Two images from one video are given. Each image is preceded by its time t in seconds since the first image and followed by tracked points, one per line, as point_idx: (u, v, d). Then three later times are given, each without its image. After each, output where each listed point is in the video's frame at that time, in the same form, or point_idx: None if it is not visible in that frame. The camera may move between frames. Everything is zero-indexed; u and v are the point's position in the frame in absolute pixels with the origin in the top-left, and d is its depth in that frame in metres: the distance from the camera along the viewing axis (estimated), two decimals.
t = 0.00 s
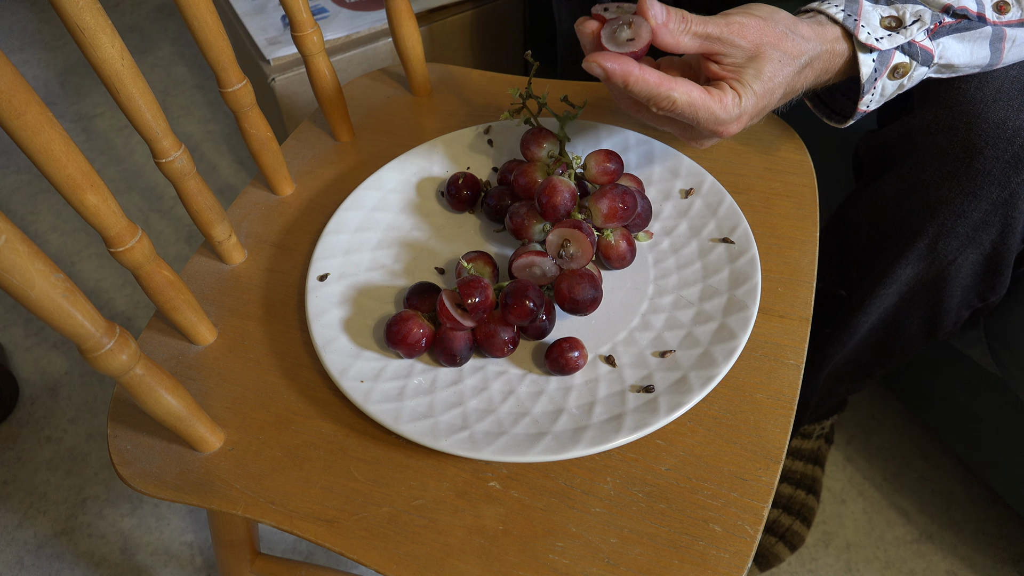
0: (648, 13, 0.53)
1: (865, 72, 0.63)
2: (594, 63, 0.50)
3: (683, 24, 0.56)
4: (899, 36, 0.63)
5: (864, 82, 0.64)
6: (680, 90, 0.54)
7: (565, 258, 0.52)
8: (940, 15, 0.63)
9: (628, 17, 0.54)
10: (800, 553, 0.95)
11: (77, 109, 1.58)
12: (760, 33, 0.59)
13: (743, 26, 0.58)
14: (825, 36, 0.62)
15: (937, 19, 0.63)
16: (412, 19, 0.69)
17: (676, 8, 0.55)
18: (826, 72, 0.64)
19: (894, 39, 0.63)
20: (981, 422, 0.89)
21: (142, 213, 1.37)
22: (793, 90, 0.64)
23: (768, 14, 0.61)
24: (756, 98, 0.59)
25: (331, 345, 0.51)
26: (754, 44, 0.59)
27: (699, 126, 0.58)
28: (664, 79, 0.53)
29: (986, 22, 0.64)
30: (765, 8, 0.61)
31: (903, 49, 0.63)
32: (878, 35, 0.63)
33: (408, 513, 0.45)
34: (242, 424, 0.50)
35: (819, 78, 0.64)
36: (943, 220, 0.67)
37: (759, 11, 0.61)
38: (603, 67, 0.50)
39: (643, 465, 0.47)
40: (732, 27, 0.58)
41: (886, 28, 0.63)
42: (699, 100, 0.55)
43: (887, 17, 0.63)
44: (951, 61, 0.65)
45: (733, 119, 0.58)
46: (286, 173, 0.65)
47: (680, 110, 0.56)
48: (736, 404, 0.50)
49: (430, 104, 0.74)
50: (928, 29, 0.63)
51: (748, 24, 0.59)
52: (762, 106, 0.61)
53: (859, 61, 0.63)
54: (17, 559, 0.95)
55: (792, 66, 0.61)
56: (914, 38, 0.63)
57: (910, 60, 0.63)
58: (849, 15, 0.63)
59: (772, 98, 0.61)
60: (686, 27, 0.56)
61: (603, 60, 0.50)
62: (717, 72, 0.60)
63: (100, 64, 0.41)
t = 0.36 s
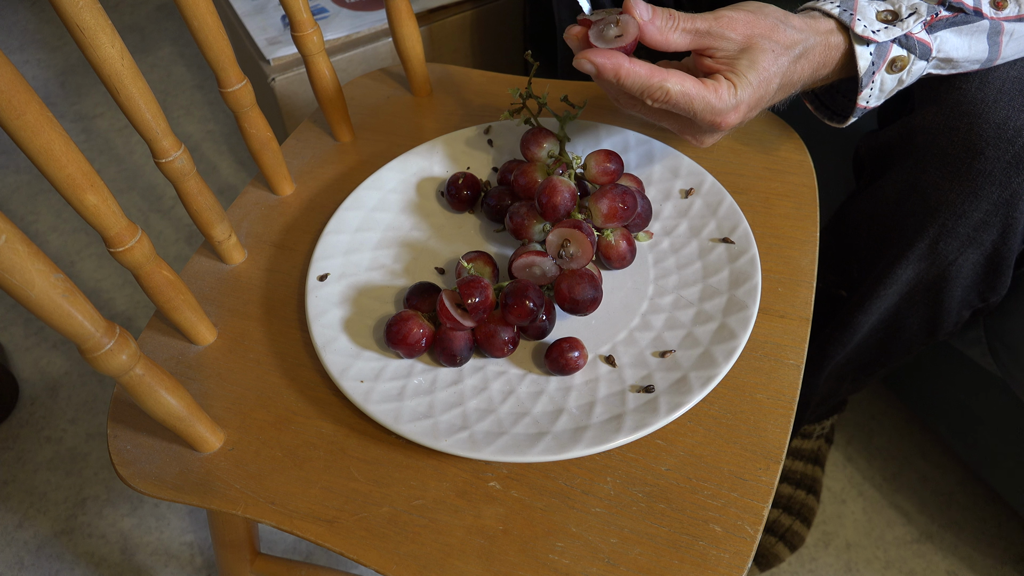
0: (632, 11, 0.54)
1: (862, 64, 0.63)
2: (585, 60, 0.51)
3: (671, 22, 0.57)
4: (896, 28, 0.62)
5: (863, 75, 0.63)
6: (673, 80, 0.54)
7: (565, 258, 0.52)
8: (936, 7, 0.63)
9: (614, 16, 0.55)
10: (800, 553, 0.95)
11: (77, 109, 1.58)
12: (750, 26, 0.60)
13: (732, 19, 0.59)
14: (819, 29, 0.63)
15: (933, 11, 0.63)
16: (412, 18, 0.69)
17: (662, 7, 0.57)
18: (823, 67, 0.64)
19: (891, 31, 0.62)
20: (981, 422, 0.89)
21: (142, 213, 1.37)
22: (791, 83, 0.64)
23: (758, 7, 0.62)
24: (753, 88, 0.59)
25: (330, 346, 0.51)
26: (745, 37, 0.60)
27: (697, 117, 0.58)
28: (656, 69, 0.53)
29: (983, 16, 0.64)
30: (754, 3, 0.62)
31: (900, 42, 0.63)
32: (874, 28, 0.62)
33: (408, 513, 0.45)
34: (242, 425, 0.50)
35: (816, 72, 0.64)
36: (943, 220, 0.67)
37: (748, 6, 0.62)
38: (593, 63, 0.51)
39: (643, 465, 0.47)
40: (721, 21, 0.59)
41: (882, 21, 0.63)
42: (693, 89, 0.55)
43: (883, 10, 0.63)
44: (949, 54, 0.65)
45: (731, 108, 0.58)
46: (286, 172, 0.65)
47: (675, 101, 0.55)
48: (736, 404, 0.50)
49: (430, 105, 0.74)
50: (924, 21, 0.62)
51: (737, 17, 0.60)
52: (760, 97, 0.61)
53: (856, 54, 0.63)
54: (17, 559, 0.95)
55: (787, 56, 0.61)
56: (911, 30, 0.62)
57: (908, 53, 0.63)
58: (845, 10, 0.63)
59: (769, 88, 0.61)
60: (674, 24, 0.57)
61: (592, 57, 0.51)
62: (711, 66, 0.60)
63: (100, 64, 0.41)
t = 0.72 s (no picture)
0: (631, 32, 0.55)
1: (859, 70, 0.63)
2: (578, 85, 0.51)
3: (669, 39, 0.57)
4: (892, 34, 0.62)
5: (858, 80, 0.64)
6: (661, 107, 0.55)
7: (565, 258, 0.52)
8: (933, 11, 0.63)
9: (614, 33, 0.56)
10: (800, 553, 0.95)
11: (77, 109, 1.58)
12: (750, 42, 0.60)
13: (732, 36, 0.59)
14: (820, 39, 0.62)
15: (930, 15, 0.62)
16: (412, 18, 0.69)
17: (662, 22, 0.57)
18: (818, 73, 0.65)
19: (887, 36, 0.62)
20: (981, 422, 0.89)
21: (142, 213, 1.37)
22: (782, 93, 0.64)
23: (760, 20, 0.61)
24: (742, 107, 0.61)
25: (330, 345, 0.51)
26: (743, 54, 0.59)
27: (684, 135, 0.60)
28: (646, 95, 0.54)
29: (979, 19, 0.64)
30: (758, 14, 0.61)
31: (897, 47, 0.63)
32: (871, 33, 0.62)
33: (408, 513, 0.45)
34: (242, 424, 0.50)
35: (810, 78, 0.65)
36: (943, 220, 0.67)
37: (751, 18, 0.61)
38: (586, 89, 0.51)
39: (643, 465, 0.47)
40: (720, 39, 0.58)
41: (879, 26, 0.63)
42: (681, 113, 0.57)
43: (880, 14, 0.63)
44: (946, 57, 0.65)
45: (717, 129, 0.60)
46: (286, 173, 0.65)
47: (662, 123, 0.57)
48: (736, 404, 0.50)
49: (430, 105, 0.74)
50: (921, 25, 0.62)
51: (737, 33, 0.59)
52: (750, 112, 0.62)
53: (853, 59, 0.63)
54: (17, 559, 0.95)
55: (781, 74, 0.62)
56: (907, 35, 0.62)
57: (905, 57, 0.63)
58: (842, 14, 0.63)
59: (758, 103, 0.62)
60: (672, 41, 0.57)
61: (586, 81, 0.51)
62: (706, 79, 0.61)
63: (100, 64, 0.41)
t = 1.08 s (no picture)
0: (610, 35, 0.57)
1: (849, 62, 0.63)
2: (555, 75, 0.53)
3: (649, 38, 0.58)
4: (881, 25, 0.63)
5: (850, 72, 0.63)
6: (642, 89, 0.55)
7: (565, 258, 0.52)
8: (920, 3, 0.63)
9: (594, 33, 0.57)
10: (800, 553, 0.95)
11: (77, 110, 1.58)
12: (731, 29, 0.60)
13: (712, 25, 0.59)
14: (806, 32, 0.63)
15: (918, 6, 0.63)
16: (412, 19, 0.69)
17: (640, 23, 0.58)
18: (809, 69, 0.65)
19: (876, 28, 0.62)
20: (981, 422, 0.89)
21: (142, 213, 1.37)
22: (772, 85, 0.64)
23: (741, 10, 0.62)
24: (728, 90, 0.60)
25: (331, 346, 0.51)
26: (724, 41, 0.60)
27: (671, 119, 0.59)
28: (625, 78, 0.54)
29: (969, 12, 0.64)
30: (738, 5, 0.62)
31: (887, 39, 0.63)
32: (859, 26, 0.63)
33: (408, 513, 0.45)
34: (242, 424, 0.50)
35: (801, 74, 0.65)
36: (942, 220, 0.67)
37: (732, 8, 0.61)
38: (561, 79, 0.53)
39: (643, 465, 0.47)
40: (700, 28, 0.59)
41: (867, 19, 0.63)
42: (663, 94, 0.56)
43: (868, 8, 0.63)
44: (940, 49, 0.64)
45: (703, 110, 0.59)
46: (286, 172, 0.65)
47: (646, 106, 0.57)
48: (736, 404, 0.50)
49: (430, 105, 0.74)
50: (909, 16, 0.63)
51: (718, 20, 0.60)
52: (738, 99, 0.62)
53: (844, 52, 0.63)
54: (17, 559, 0.95)
55: (766, 61, 0.62)
56: (896, 26, 0.62)
57: (896, 49, 0.63)
58: (830, 10, 0.63)
59: (746, 91, 0.62)
60: (652, 40, 0.59)
61: (562, 72, 0.53)
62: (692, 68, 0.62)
63: (100, 64, 0.41)
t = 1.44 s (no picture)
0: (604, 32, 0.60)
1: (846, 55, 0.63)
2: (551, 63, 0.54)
3: (641, 35, 0.61)
4: (877, 18, 0.62)
5: (847, 64, 0.63)
6: (641, 74, 0.55)
7: (565, 258, 0.52)
8: None
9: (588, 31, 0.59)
10: (799, 553, 0.95)
11: (77, 109, 1.58)
12: (722, 22, 0.62)
13: (701, 18, 0.61)
14: (800, 23, 0.64)
15: None
16: (412, 18, 0.69)
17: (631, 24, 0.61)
18: (807, 63, 0.65)
19: (872, 20, 0.62)
20: (981, 422, 0.89)
21: (142, 213, 1.37)
22: (770, 75, 0.63)
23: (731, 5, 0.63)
24: (726, 75, 0.59)
25: (331, 346, 0.51)
26: (716, 32, 0.61)
27: (671, 108, 0.58)
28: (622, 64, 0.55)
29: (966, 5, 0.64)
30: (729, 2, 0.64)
31: (883, 32, 0.63)
32: (855, 18, 0.62)
33: (408, 513, 0.45)
34: (242, 424, 0.50)
35: (799, 69, 0.65)
36: (942, 219, 0.67)
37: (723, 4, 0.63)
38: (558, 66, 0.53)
39: (643, 465, 0.47)
40: (691, 22, 0.61)
41: (863, 12, 0.63)
42: (661, 79, 0.56)
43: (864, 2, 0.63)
44: (936, 43, 0.65)
45: (703, 95, 0.58)
46: (285, 172, 0.65)
47: (646, 95, 0.56)
48: (735, 404, 0.50)
49: (430, 105, 0.74)
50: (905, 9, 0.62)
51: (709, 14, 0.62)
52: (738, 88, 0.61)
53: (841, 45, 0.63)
54: (17, 559, 0.95)
55: (761, 48, 0.62)
56: (892, 18, 0.62)
57: (893, 41, 0.63)
58: (827, 5, 0.63)
59: (745, 79, 0.61)
60: (645, 36, 0.61)
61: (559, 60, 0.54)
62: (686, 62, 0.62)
63: (100, 64, 0.41)
